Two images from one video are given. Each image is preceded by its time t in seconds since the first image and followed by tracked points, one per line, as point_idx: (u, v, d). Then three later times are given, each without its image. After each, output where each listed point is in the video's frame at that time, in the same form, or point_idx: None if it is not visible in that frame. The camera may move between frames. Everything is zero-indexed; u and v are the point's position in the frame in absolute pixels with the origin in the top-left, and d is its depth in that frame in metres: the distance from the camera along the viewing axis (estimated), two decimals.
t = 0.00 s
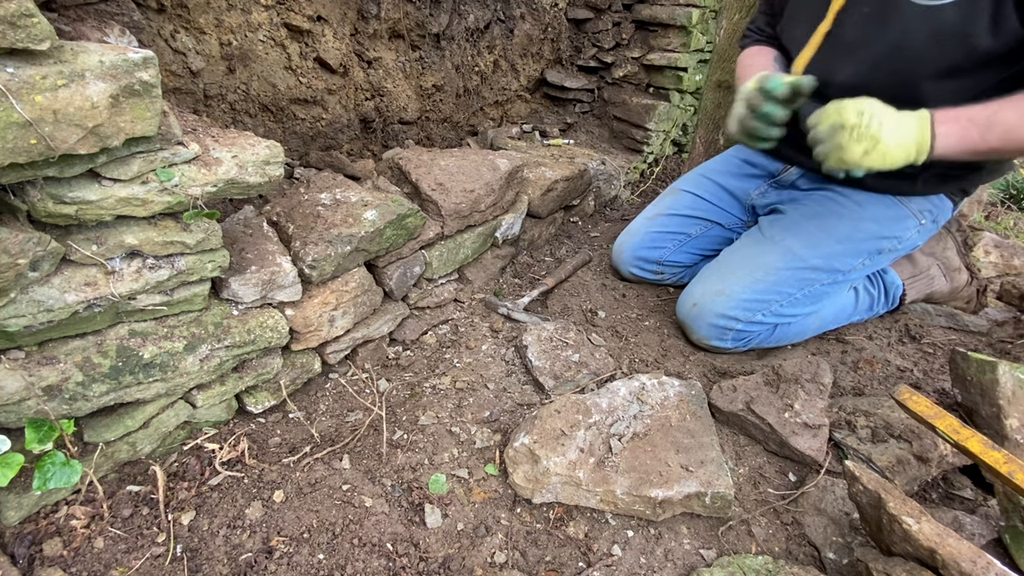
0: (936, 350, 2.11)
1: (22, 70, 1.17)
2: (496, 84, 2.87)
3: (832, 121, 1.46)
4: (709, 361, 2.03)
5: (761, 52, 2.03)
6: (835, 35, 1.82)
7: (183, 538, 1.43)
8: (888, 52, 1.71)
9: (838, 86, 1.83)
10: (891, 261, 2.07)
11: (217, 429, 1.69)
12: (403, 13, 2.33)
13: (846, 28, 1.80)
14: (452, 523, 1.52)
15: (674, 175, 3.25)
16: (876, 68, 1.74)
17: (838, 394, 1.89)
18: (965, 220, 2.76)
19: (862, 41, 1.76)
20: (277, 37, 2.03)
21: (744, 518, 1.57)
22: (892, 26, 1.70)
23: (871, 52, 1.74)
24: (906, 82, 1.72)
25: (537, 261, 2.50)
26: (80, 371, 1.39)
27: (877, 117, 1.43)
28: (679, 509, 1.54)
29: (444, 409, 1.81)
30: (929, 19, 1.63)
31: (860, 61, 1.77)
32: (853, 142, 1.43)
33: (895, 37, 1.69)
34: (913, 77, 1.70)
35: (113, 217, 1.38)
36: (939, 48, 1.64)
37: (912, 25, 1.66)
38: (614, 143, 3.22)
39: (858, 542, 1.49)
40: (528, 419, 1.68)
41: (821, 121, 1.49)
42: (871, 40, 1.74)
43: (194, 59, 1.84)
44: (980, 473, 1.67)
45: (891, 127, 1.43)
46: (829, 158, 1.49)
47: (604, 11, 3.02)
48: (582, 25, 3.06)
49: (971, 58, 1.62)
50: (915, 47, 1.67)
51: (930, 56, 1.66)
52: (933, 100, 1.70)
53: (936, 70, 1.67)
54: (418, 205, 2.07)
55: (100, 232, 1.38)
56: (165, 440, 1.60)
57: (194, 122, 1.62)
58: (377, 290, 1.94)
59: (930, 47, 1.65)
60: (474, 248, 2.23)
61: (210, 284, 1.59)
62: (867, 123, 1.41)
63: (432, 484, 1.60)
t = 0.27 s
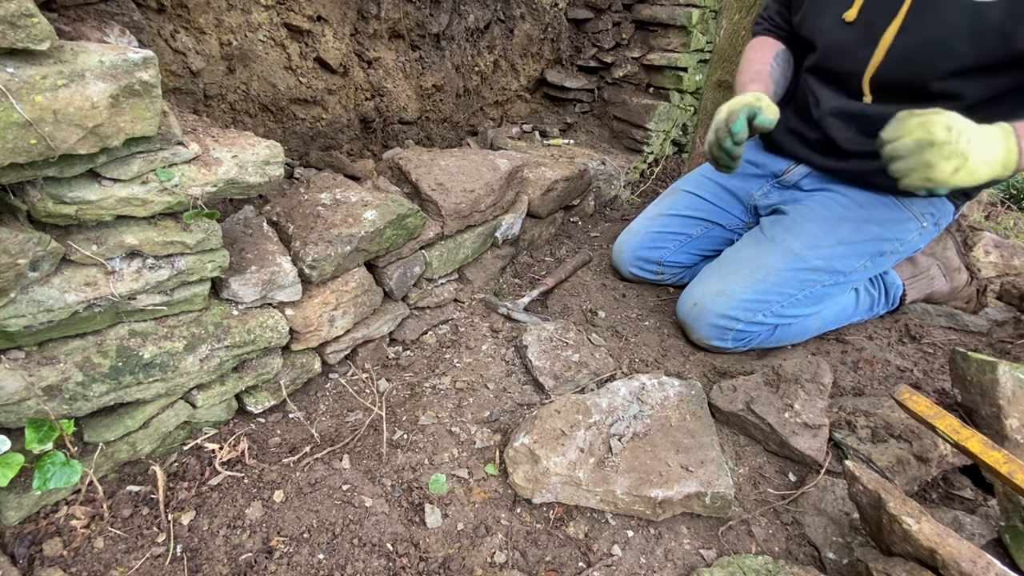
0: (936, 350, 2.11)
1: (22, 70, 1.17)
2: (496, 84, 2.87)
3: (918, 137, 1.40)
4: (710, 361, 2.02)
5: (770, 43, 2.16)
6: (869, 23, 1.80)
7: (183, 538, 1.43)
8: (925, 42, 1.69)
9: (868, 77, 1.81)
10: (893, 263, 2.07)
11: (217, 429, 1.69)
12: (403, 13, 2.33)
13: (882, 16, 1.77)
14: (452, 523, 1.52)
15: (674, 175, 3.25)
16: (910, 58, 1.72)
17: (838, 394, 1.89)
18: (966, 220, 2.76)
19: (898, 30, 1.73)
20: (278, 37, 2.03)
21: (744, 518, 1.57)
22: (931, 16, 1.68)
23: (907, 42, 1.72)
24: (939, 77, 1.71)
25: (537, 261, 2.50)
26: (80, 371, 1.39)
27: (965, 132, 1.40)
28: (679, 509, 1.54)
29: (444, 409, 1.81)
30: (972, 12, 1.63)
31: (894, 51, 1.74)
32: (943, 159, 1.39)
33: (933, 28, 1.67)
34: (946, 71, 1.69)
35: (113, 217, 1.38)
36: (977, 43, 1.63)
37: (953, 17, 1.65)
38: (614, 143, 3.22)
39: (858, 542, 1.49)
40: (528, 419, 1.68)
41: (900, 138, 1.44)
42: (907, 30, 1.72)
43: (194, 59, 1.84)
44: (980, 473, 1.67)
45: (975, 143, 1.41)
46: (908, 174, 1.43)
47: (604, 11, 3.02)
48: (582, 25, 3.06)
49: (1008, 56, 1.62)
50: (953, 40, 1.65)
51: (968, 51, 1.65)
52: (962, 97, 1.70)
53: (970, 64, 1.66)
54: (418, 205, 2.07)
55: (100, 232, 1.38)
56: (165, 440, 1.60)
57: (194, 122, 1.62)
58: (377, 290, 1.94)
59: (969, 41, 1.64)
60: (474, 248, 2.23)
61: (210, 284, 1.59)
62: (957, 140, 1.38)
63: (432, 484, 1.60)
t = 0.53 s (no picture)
0: (936, 350, 2.11)
1: (22, 70, 1.17)
2: (496, 84, 2.87)
3: (931, 125, 1.53)
4: (709, 360, 2.03)
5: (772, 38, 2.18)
6: (878, 17, 1.80)
7: (183, 538, 1.43)
8: (933, 39, 1.69)
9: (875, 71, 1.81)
10: (893, 263, 2.07)
11: (217, 429, 1.69)
12: (403, 13, 2.33)
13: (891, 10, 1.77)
14: (452, 523, 1.52)
15: (674, 175, 3.25)
16: (917, 54, 1.73)
17: (838, 394, 1.89)
18: (966, 220, 2.77)
19: (906, 23, 1.73)
20: (278, 37, 2.03)
21: (744, 518, 1.57)
22: (940, 13, 1.68)
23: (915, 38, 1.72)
24: (945, 75, 1.72)
25: (537, 261, 2.50)
26: (80, 371, 1.39)
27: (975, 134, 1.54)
28: (679, 509, 1.54)
29: (444, 409, 1.81)
30: (983, 11, 1.64)
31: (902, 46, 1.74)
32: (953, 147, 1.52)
33: (943, 24, 1.68)
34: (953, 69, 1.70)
35: (113, 217, 1.38)
36: (985, 43, 1.64)
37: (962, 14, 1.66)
38: (614, 143, 3.22)
39: (858, 542, 1.49)
40: (528, 419, 1.68)
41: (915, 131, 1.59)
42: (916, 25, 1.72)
43: (194, 59, 1.84)
44: (980, 473, 1.67)
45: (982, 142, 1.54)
46: (928, 159, 1.54)
47: (604, 11, 3.02)
48: (582, 25, 3.06)
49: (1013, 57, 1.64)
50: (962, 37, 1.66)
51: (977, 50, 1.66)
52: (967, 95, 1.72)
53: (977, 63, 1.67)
54: (418, 205, 2.07)
55: (100, 232, 1.38)
56: (165, 440, 1.60)
57: (194, 122, 1.62)
58: (377, 290, 1.94)
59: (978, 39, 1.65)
60: (474, 247, 2.23)
61: (210, 284, 1.59)
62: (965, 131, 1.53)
63: (432, 484, 1.60)
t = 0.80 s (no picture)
0: (936, 349, 2.11)
1: (22, 70, 1.17)
2: (496, 84, 2.87)
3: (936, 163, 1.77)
4: (709, 360, 2.03)
5: (740, 33, 2.19)
6: (868, 29, 1.80)
7: (183, 538, 1.44)
8: (920, 52, 1.70)
9: (866, 83, 1.82)
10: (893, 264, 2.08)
11: (218, 429, 1.69)
12: (403, 13, 2.33)
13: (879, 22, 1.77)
14: (452, 523, 1.52)
15: (674, 175, 3.25)
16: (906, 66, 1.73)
17: (838, 394, 1.89)
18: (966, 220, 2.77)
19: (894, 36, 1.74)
20: (278, 37, 2.03)
21: (744, 518, 1.57)
22: (928, 25, 1.68)
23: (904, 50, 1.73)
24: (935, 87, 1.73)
25: (537, 261, 2.50)
26: (80, 371, 1.39)
27: (999, 175, 1.62)
28: (679, 509, 1.54)
29: (444, 408, 1.81)
30: (970, 22, 1.63)
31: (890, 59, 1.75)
32: (1008, 208, 1.58)
33: (930, 37, 1.68)
34: (943, 81, 1.70)
35: (113, 217, 1.38)
36: (973, 54, 1.64)
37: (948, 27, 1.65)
38: (614, 143, 3.22)
39: (858, 542, 1.49)
40: (528, 419, 1.68)
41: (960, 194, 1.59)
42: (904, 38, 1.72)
43: (194, 59, 1.84)
44: (980, 473, 1.67)
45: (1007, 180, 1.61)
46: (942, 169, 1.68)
47: (604, 11, 3.02)
48: (582, 25, 3.07)
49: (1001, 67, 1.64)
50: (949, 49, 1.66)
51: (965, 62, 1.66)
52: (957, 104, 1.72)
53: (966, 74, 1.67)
54: (418, 205, 2.07)
55: (100, 232, 1.38)
56: (165, 440, 1.60)
57: (194, 122, 1.62)
58: (377, 290, 1.94)
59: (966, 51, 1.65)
60: (474, 247, 2.23)
61: (210, 284, 1.59)
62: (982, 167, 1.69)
63: (432, 484, 1.60)
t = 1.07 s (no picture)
0: (936, 350, 2.11)
1: (22, 70, 1.17)
2: (496, 84, 2.87)
3: (815, 226, 1.47)
4: (709, 360, 2.03)
5: (648, 33, 2.06)
6: (815, 64, 1.75)
7: (183, 538, 1.43)
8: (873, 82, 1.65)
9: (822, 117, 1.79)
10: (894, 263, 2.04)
11: (217, 429, 1.69)
12: (403, 13, 2.33)
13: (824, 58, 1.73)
14: (452, 523, 1.52)
15: (674, 175, 3.25)
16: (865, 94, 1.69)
17: (838, 394, 1.89)
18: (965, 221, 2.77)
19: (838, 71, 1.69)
20: (278, 37, 2.03)
21: (744, 518, 1.57)
22: (868, 58, 1.62)
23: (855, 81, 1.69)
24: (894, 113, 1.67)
25: (537, 261, 2.50)
26: (80, 371, 1.39)
27: (844, 204, 1.45)
28: (679, 509, 1.54)
29: (444, 408, 1.81)
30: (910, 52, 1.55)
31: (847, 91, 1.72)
32: (844, 238, 1.45)
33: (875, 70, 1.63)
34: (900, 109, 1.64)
35: (113, 217, 1.38)
36: (921, 83, 1.57)
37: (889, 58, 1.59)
38: (614, 143, 3.22)
39: (858, 542, 1.49)
40: (528, 419, 1.68)
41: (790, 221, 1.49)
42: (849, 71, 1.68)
43: (194, 59, 1.84)
44: (980, 473, 1.67)
45: (875, 210, 1.44)
46: (830, 258, 1.46)
47: (604, 11, 3.05)
48: (582, 25, 3.08)
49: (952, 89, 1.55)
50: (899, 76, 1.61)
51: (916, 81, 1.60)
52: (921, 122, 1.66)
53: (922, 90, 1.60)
54: (418, 205, 2.07)
55: (100, 232, 1.38)
56: (165, 441, 1.59)
57: (194, 122, 1.62)
58: (377, 290, 1.94)
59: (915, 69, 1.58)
60: (474, 247, 2.23)
61: (210, 284, 1.59)
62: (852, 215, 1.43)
63: (432, 484, 1.60)
